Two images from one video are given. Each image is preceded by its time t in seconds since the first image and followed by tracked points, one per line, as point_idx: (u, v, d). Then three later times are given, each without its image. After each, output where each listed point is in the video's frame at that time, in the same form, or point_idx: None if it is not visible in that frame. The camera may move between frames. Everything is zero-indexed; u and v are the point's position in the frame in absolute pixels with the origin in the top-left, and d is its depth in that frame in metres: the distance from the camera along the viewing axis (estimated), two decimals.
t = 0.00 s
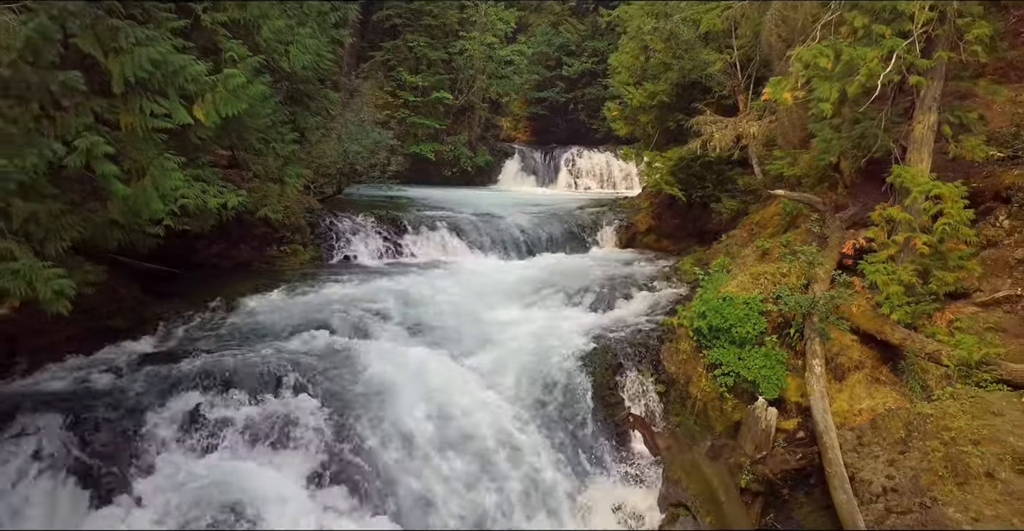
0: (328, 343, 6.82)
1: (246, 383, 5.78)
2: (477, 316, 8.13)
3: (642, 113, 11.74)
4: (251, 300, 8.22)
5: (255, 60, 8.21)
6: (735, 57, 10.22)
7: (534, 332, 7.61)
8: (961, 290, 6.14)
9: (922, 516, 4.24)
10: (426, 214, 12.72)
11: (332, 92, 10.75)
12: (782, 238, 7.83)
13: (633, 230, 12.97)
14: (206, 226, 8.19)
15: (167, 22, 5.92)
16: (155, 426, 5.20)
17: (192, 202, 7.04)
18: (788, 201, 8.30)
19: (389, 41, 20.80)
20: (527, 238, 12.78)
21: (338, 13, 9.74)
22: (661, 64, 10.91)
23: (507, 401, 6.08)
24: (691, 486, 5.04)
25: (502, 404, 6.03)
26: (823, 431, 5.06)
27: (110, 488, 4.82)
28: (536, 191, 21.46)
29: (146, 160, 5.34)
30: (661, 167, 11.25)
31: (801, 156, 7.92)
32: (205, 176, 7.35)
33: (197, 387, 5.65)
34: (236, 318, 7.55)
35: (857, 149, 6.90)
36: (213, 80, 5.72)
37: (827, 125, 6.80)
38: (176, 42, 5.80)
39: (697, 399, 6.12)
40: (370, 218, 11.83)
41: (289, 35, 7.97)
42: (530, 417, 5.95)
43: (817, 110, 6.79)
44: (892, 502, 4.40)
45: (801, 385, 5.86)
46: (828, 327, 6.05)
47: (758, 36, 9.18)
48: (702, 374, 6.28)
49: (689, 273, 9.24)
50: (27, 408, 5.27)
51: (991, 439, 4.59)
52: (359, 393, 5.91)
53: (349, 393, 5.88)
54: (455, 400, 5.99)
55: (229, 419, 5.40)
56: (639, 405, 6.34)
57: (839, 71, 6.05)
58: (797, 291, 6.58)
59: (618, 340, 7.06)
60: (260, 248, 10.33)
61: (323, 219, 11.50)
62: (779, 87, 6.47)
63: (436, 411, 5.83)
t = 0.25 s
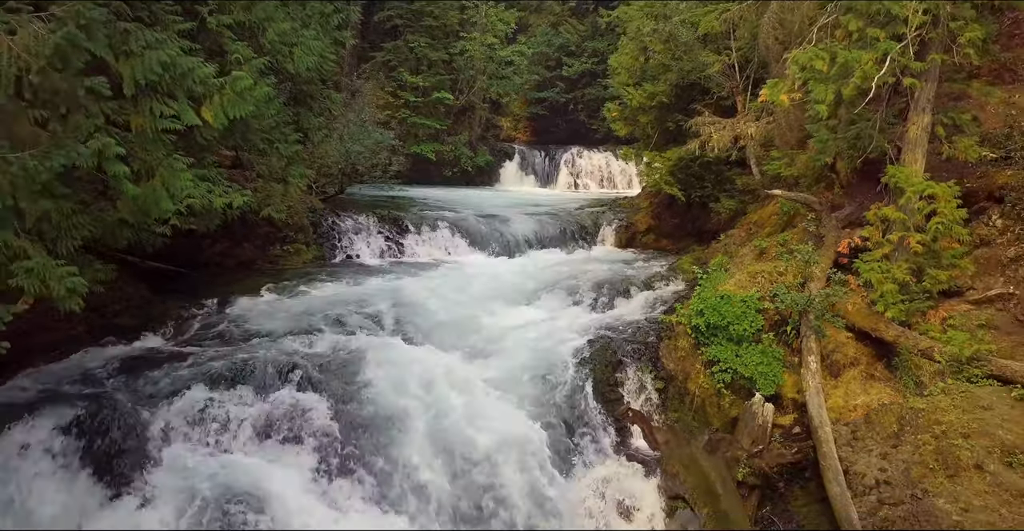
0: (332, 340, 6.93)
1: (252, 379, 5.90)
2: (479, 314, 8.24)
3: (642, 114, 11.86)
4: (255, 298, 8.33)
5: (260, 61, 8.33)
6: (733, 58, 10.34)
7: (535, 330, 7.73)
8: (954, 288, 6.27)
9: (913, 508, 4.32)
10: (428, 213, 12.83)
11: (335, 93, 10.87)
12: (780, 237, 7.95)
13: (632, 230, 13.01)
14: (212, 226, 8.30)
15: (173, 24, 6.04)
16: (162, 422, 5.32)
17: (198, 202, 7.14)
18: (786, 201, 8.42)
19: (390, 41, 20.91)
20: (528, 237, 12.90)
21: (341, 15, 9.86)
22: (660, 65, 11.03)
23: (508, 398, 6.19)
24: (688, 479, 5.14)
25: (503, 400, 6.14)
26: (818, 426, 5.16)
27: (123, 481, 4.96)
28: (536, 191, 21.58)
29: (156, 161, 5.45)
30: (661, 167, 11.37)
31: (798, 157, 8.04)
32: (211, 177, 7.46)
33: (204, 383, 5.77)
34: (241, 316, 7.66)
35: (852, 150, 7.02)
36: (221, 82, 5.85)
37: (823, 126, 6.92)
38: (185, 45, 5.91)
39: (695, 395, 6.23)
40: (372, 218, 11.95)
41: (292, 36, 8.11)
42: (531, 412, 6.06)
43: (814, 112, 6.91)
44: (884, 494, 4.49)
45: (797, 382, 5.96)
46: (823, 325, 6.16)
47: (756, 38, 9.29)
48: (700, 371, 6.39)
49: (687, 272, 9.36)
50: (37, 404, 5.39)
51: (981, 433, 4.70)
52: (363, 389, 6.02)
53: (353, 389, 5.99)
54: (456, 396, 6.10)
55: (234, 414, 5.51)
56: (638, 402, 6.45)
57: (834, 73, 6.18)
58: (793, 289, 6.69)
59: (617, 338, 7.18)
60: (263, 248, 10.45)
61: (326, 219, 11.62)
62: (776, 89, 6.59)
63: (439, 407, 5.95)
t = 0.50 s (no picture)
0: (336, 338, 7.04)
1: (258, 376, 6.00)
2: (480, 313, 8.35)
3: (642, 115, 11.97)
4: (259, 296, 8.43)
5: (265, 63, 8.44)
6: (732, 60, 10.45)
7: (535, 328, 7.84)
8: (948, 287, 6.37)
9: (905, 500, 4.46)
10: (429, 214, 12.95)
11: (337, 94, 10.97)
12: (777, 237, 8.06)
13: (632, 230, 13.16)
14: (217, 225, 8.41)
15: (180, 27, 6.19)
16: (173, 419, 5.45)
17: (205, 203, 7.27)
18: (783, 201, 8.53)
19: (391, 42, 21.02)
20: (528, 237, 13.01)
21: (344, 17, 9.97)
22: (660, 66, 11.14)
23: (510, 394, 6.29)
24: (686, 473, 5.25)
25: (505, 396, 6.25)
26: (813, 421, 5.27)
27: (135, 477, 5.14)
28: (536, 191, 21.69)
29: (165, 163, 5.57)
30: (660, 168, 11.48)
31: (795, 158, 8.16)
32: (217, 178, 7.56)
33: (211, 380, 5.88)
34: (246, 314, 7.76)
35: (848, 151, 7.14)
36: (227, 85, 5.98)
37: (820, 127, 7.04)
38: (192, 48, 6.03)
39: (694, 392, 6.34)
40: (374, 218, 12.06)
41: (296, 39, 8.24)
42: (533, 408, 6.17)
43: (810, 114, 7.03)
44: (877, 487, 4.62)
45: (794, 379, 6.07)
46: (819, 322, 6.28)
47: (753, 40, 9.42)
48: (698, 368, 6.49)
49: (686, 271, 9.48)
50: (49, 402, 5.52)
51: (971, 426, 4.83)
52: (367, 385, 6.12)
53: (357, 385, 6.10)
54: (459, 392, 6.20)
55: (242, 410, 5.63)
56: (637, 398, 6.56)
57: (830, 76, 6.30)
58: (790, 288, 6.80)
59: (617, 336, 7.29)
60: (266, 247, 10.56)
61: (328, 219, 11.73)
62: (773, 91, 6.71)
63: (441, 402, 6.04)
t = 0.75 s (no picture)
0: (341, 337, 7.15)
1: (265, 374, 6.12)
2: (482, 311, 8.47)
3: (641, 116, 12.08)
4: (264, 296, 8.55)
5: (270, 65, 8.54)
6: (731, 61, 10.55)
7: (537, 327, 7.95)
8: (942, 286, 6.49)
9: (898, 493, 4.58)
10: (430, 214, 13.06)
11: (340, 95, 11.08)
12: (775, 237, 8.18)
13: (632, 230, 13.28)
14: (222, 226, 8.52)
15: (187, 30, 6.20)
16: (183, 414, 5.57)
17: (211, 203, 7.38)
18: (780, 202, 8.65)
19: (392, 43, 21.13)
20: (529, 237, 13.13)
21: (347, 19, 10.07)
22: (659, 67, 11.25)
23: (512, 391, 6.41)
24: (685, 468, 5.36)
25: (507, 394, 6.37)
26: (809, 417, 5.39)
27: (145, 471, 5.24)
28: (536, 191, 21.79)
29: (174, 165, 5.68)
30: (660, 168, 11.59)
31: (792, 159, 8.28)
32: (223, 179, 7.67)
33: (220, 377, 6.00)
34: (251, 313, 7.87)
35: (844, 153, 7.26)
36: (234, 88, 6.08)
37: (816, 129, 7.16)
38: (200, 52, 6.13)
39: (693, 389, 6.45)
40: (376, 218, 12.17)
41: (300, 41, 8.35)
42: (535, 405, 6.29)
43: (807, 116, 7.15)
44: (871, 481, 4.74)
45: (790, 376, 6.18)
46: (815, 321, 6.40)
47: (752, 42, 9.54)
48: (697, 366, 6.61)
49: (685, 271, 9.60)
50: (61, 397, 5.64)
51: (962, 421, 4.95)
52: (372, 383, 6.25)
53: (362, 383, 6.22)
54: (462, 389, 6.33)
55: (250, 407, 5.74)
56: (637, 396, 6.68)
57: (826, 79, 6.42)
58: (787, 287, 6.92)
59: (617, 335, 7.41)
60: (270, 247, 10.67)
61: (331, 219, 11.85)
62: (770, 93, 6.83)
63: (443, 398, 6.17)
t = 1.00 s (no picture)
0: (347, 334, 7.27)
1: (272, 370, 6.23)
2: (484, 310, 8.58)
3: (641, 116, 12.20)
4: (269, 295, 8.67)
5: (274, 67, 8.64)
6: (729, 63, 10.68)
7: (538, 324, 8.06)
8: (937, 285, 6.60)
9: (890, 485, 4.70)
10: (432, 214, 13.17)
11: (343, 96, 11.19)
12: (772, 237, 8.30)
13: (632, 230, 13.41)
14: (227, 225, 8.63)
15: (194, 33, 6.13)
16: (192, 409, 5.68)
17: (217, 203, 7.50)
18: (778, 202, 8.77)
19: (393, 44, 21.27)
20: (529, 236, 13.23)
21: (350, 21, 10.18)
22: (659, 69, 11.38)
23: (514, 389, 6.52)
24: (684, 462, 5.47)
25: (510, 391, 6.48)
26: (806, 412, 5.51)
27: (156, 466, 5.37)
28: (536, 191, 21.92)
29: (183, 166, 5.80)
30: (659, 169, 11.71)
31: (789, 160, 8.40)
32: (229, 179, 7.77)
33: (228, 374, 6.11)
34: (257, 311, 7.99)
35: (840, 153, 7.39)
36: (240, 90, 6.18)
37: (813, 131, 7.30)
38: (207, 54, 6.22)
39: (692, 386, 6.57)
40: (378, 218, 12.29)
41: (305, 43, 8.45)
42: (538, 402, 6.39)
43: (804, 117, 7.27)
44: (865, 474, 4.86)
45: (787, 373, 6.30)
46: (812, 319, 6.52)
47: (750, 44, 9.66)
48: (696, 364, 6.72)
49: (685, 270, 9.72)
50: (73, 392, 5.75)
51: (953, 416, 5.06)
52: (377, 380, 6.36)
53: (368, 379, 6.33)
54: (465, 386, 6.43)
55: (258, 403, 5.85)
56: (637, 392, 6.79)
57: (822, 81, 6.54)
58: (784, 285, 7.04)
59: (617, 333, 7.53)
60: (274, 247, 10.79)
61: (333, 219, 11.97)
62: (767, 95, 6.95)
63: (447, 394, 6.29)
